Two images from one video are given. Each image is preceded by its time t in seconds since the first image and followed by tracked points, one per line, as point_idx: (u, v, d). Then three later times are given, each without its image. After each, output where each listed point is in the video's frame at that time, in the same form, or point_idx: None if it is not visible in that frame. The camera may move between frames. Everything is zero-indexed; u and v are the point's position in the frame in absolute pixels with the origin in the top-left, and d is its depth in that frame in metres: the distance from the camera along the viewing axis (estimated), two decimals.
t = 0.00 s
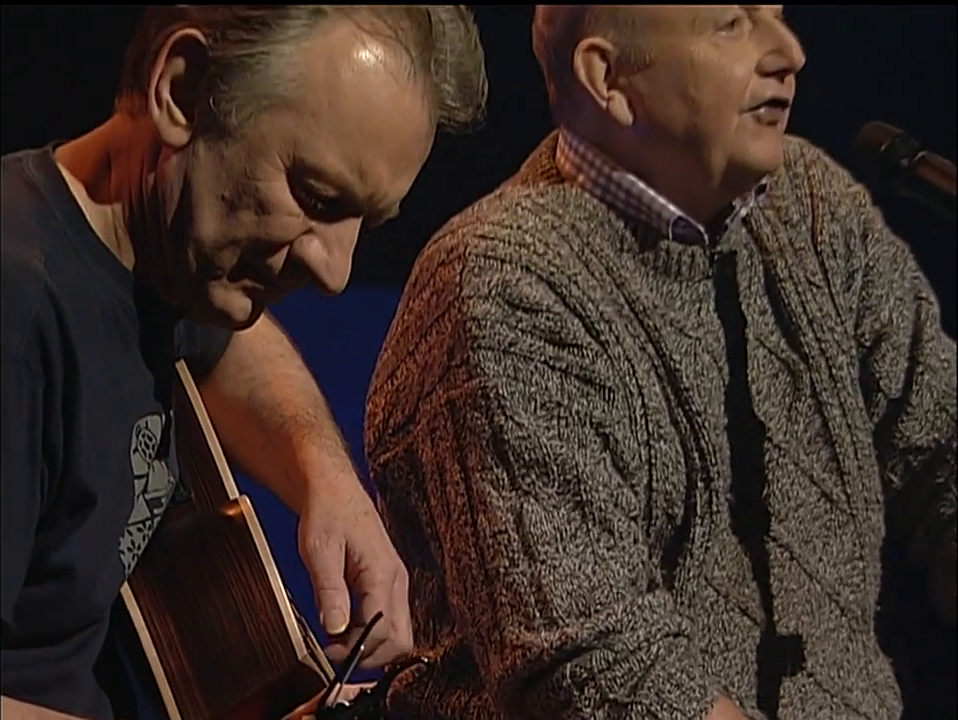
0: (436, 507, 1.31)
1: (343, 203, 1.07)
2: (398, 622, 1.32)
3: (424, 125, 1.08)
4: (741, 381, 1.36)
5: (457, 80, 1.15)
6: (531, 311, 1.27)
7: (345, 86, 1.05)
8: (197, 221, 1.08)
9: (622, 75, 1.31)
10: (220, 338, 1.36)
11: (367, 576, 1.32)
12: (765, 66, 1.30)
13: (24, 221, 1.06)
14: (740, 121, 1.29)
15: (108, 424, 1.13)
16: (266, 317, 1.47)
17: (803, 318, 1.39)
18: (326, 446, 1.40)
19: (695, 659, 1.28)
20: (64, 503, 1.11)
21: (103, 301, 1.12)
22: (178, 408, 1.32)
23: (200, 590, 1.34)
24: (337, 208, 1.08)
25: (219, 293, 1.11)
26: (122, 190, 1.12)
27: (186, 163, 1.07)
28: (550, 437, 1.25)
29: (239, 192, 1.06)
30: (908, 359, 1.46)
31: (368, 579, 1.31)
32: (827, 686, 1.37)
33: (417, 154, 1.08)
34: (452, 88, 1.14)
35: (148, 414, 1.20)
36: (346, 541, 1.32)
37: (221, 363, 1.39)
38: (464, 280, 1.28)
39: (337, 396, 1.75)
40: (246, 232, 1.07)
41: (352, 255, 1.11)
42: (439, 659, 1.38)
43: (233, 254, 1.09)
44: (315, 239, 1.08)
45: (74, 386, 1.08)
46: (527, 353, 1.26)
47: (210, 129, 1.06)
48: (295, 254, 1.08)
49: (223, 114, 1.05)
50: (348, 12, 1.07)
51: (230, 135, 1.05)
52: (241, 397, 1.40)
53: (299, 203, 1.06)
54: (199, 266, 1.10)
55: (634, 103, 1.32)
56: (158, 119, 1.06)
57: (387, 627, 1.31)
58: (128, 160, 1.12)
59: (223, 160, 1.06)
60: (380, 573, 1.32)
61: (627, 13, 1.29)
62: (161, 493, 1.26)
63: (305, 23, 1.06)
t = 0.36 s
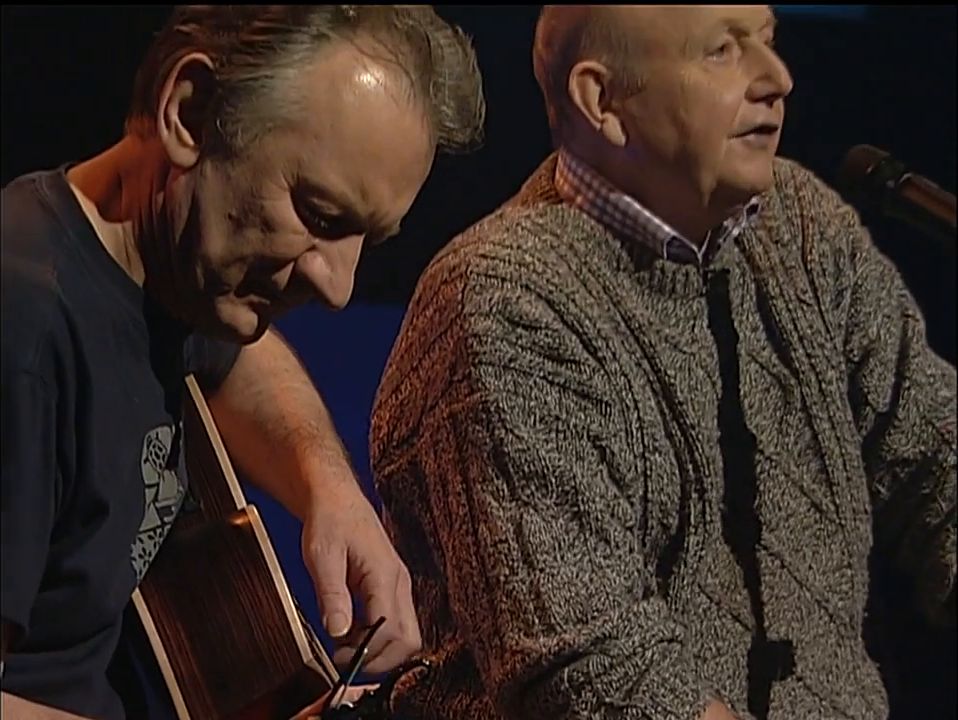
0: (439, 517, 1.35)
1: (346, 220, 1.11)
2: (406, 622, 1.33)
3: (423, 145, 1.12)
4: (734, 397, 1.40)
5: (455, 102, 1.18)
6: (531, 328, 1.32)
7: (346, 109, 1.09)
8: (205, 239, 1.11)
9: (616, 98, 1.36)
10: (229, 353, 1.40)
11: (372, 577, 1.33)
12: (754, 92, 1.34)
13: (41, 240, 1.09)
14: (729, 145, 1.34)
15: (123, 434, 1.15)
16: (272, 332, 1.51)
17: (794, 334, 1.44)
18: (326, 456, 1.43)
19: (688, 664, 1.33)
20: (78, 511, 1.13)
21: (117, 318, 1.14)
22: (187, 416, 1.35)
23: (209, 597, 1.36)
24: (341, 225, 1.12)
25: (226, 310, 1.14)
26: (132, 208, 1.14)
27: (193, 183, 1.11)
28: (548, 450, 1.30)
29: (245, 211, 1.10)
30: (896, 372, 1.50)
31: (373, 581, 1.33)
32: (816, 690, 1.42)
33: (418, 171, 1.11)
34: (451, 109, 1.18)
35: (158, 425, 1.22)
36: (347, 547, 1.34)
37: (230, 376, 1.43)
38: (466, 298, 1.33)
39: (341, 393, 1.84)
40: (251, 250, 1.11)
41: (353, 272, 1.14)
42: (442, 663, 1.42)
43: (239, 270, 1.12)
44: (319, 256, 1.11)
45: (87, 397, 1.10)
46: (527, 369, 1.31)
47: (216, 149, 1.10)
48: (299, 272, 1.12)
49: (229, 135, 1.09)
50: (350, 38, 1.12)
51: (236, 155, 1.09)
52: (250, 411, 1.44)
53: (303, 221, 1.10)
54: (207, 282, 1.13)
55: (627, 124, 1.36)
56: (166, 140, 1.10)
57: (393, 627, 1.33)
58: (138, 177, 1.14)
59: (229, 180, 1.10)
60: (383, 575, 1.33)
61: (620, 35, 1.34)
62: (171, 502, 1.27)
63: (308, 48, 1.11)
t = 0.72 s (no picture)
0: (441, 521, 1.40)
1: (349, 230, 1.16)
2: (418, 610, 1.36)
3: (422, 158, 1.17)
4: (726, 407, 1.45)
5: (452, 116, 1.22)
6: (528, 338, 1.36)
7: (347, 122, 1.14)
8: (211, 250, 1.15)
9: (613, 114, 1.41)
10: (238, 361, 1.45)
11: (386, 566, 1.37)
12: (745, 108, 1.39)
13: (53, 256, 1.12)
14: (722, 158, 1.39)
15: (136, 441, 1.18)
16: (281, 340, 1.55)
17: (783, 345, 1.48)
18: (337, 456, 1.48)
19: (681, 663, 1.37)
20: (91, 516, 1.16)
21: (131, 327, 1.17)
22: (197, 421, 1.40)
23: (219, 598, 1.40)
24: (344, 236, 1.16)
25: (233, 317, 1.19)
26: (141, 221, 1.18)
27: (200, 197, 1.15)
28: (546, 456, 1.34)
29: (250, 222, 1.14)
30: (882, 380, 1.55)
31: (387, 568, 1.37)
32: (805, 688, 1.45)
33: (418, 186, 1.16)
34: (447, 123, 1.22)
35: (168, 429, 1.25)
36: (361, 539, 1.38)
37: (239, 383, 1.47)
38: (467, 310, 1.38)
39: (350, 395, 1.85)
40: (257, 260, 1.15)
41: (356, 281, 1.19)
42: (443, 662, 1.47)
43: (245, 279, 1.16)
44: (321, 265, 1.16)
45: (100, 403, 1.13)
46: (525, 378, 1.36)
47: (222, 163, 1.14)
48: (303, 281, 1.16)
49: (234, 149, 1.13)
50: (350, 54, 1.17)
51: (240, 168, 1.13)
52: (260, 416, 1.48)
53: (305, 231, 1.14)
54: (214, 292, 1.17)
55: (623, 140, 1.41)
56: (173, 154, 1.15)
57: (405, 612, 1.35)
58: (146, 192, 1.18)
59: (235, 192, 1.14)
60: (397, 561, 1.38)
61: (617, 53, 1.39)
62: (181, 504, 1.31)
63: (309, 63, 1.16)
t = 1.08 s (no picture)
0: (441, 518, 1.45)
1: (350, 233, 1.18)
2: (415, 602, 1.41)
3: (422, 163, 1.19)
4: (717, 408, 1.50)
5: (451, 121, 1.24)
6: (526, 341, 1.41)
7: (349, 129, 1.16)
8: (218, 253, 1.17)
9: (609, 125, 1.49)
10: (246, 360, 1.48)
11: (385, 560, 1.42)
12: (737, 124, 1.47)
13: (64, 257, 1.14)
14: (713, 175, 1.46)
15: (146, 435, 1.20)
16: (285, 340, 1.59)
17: (772, 347, 1.54)
18: (341, 454, 1.52)
19: (674, 655, 1.42)
20: (103, 511, 1.17)
21: (139, 328, 1.19)
22: (207, 419, 1.44)
23: (227, 591, 1.42)
24: (345, 238, 1.18)
25: (239, 318, 1.20)
26: (150, 225, 1.20)
27: (207, 202, 1.17)
28: (543, 455, 1.39)
29: (256, 227, 1.16)
30: (868, 381, 1.60)
31: (386, 562, 1.41)
32: (794, 679, 1.50)
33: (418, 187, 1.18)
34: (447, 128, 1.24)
35: (177, 426, 1.25)
36: (361, 535, 1.42)
37: (249, 382, 1.51)
38: (466, 314, 1.43)
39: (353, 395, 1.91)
40: (262, 264, 1.17)
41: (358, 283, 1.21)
42: (445, 653, 1.52)
43: (251, 281, 1.18)
44: (325, 268, 1.18)
45: (111, 401, 1.15)
46: (522, 380, 1.41)
47: (228, 169, 1.16)
48: (307, 282, 1.18)
49: (240, 156, 1.16)
50: (350, 64, 1.20)
51: (246, 173, 1.16)
52: (266, 415, 1.52)
53: (309, 234, 1.16)
54: (221, 294, 1.19)
55: (618, 151, 1.49)
56: (180, 161, 1.17)
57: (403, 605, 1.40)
58: (154, 198, 1.20)
59: (240, 197, 1.16)
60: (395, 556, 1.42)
61: (614, 67, 1.48)
62: (191, 499, 1.31)
63: (311, 72, 1.18)
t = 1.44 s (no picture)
0: (443, 513, 1.50)
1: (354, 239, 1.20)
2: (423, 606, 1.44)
3: (424, 172, 1.22)
4: (709, 408, 1.55)
5: (452, 131, 1.28)
6: (524, 342, 1.46)
7: (354, 138, 1.19)
8: (226, 256, 1.20)
9: (605, 133, 1.54)
10: (253, 363, 1.52)
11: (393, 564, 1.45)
12: (729, 131, 1.53)
13: (77, 261, 1.19)
14: (707, 181, 1.52)
15: (156, 433, 1.24)
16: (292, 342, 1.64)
17: (762, 348, 1.59)
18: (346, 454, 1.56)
19: (668, 646, 1.47)
20: (115, 506, 1.21)
21: (150, 329, 1.23)
22: (214, 420, 1.46)
23: (236, 585, 1.46)
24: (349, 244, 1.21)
25: (247, 321, 1.23)
26: (160, 232, 1.24)
27: (215, 207, 1.20)
28: (541, 452, 1.44)
29: (263, 232, 1.19)
30: (855, 380, 1.65)
31: (395, 567, 1.45)
32: (783, 668, 1.56)
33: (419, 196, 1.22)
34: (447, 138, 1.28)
35: (186, 426, 1.29)
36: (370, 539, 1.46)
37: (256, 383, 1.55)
38: (467, 315, 1.48)
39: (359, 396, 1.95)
40: (269, 268, 1.20)
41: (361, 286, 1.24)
42: (447, 643, 1.57)
43: (258, 285, 1.21)
44: (330, 272, 1.21)
45: (123, 402, 1.19)
46: (521, 379, 1.45)
47: (235, 176, 1.19)
48: (312, 285, 1.21)
49: (248, 164, 1.19)
50: (355, 75, 1.23)
51: (253, 181, 1.19)
52: (273, 416, 1.56)
53: (314, 240, 1.19)
54: (229, 297, 1.22)
55: (613, 158, 1.54)
56: (190, 168, 1.20)
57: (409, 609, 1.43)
58: (165, 204, 1.24)
59: (248, 203, 1.19)
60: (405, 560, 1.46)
61: (609, 77, 1.54)
62: (201, 495, 1.34)
63: (318, 84, 1.22)
